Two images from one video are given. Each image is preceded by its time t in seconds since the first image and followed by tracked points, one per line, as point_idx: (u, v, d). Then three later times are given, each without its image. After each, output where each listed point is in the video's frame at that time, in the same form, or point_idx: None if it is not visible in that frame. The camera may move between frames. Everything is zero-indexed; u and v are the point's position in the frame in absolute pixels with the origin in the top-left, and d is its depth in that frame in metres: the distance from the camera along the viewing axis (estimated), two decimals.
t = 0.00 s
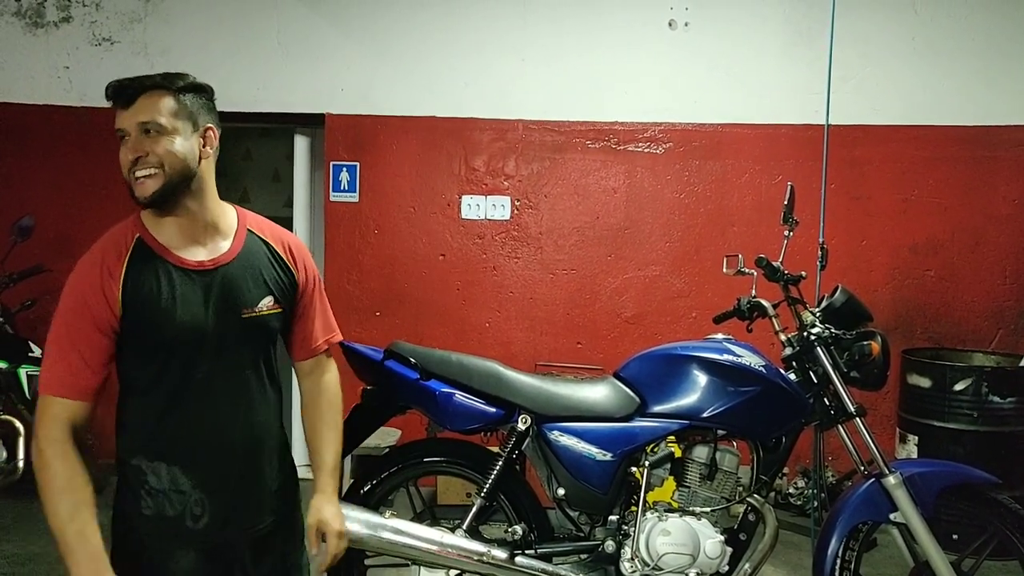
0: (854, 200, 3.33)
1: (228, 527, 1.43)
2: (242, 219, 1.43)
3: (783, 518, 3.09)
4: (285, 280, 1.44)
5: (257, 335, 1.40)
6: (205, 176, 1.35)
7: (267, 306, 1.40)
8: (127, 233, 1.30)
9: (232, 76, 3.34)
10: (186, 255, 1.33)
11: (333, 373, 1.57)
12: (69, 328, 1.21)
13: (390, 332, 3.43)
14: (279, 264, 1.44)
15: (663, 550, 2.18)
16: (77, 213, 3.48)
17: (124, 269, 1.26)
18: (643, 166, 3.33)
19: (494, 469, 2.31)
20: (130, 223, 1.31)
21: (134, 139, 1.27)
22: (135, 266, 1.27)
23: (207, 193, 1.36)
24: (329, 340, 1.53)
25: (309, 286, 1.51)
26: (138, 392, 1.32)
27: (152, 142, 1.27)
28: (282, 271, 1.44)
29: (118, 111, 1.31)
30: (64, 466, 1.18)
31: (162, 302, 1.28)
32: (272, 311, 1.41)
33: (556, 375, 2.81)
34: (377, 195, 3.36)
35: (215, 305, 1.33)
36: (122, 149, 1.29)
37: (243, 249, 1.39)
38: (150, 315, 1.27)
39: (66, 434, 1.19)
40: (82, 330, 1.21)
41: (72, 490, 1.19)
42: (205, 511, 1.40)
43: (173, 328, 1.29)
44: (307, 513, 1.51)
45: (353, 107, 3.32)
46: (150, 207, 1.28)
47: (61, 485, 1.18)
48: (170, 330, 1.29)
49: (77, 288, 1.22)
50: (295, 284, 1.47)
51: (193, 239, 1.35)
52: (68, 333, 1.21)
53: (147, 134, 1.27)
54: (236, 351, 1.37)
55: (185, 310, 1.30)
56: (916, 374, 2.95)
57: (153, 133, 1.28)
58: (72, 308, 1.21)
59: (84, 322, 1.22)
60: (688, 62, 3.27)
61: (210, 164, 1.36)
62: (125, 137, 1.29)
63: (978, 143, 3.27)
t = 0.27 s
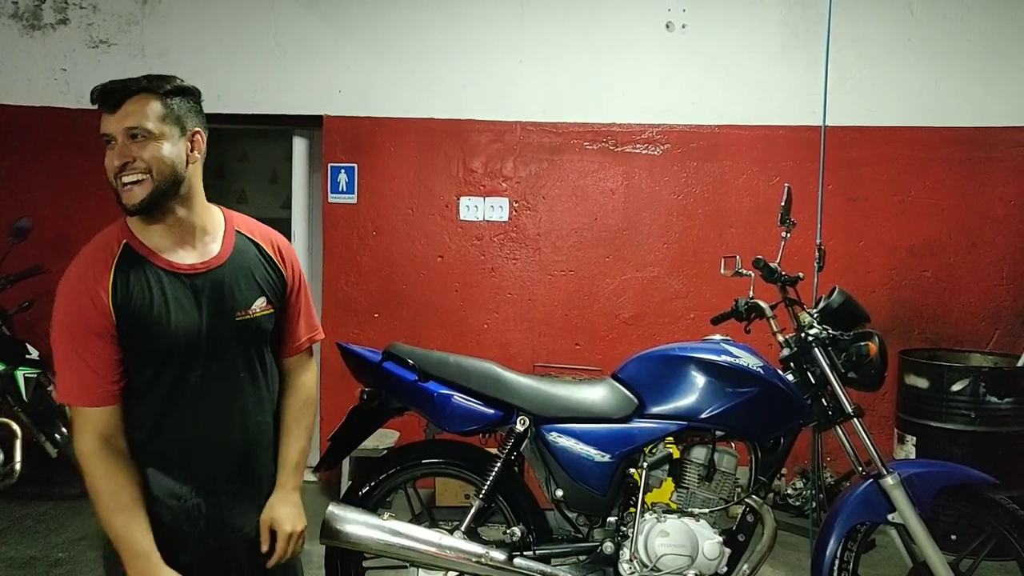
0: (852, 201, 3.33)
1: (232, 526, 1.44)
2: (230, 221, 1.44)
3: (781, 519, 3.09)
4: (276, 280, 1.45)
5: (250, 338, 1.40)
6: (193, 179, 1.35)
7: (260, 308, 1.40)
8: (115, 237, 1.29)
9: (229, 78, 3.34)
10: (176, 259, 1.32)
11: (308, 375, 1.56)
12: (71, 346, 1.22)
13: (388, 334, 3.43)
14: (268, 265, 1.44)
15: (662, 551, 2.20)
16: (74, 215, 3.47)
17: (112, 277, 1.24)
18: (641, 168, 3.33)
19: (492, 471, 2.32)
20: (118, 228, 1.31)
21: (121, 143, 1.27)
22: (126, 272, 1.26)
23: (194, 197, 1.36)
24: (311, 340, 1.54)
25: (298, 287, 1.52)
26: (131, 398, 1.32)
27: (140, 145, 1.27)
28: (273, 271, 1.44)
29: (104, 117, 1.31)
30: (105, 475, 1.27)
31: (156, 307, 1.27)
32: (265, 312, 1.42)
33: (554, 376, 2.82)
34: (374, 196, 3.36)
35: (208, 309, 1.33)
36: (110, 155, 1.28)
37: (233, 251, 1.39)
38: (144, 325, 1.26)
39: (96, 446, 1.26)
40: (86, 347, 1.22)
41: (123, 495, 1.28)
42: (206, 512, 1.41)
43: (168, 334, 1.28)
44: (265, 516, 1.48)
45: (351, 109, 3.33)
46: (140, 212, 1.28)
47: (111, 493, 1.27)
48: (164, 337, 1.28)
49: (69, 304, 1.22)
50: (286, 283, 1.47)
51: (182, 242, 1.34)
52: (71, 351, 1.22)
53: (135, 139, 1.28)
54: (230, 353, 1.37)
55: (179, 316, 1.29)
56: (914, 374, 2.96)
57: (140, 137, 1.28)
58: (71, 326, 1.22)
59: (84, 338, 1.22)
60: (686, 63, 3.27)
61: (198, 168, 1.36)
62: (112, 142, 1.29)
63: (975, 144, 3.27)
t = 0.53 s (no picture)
0: (851, 204, 3.33)
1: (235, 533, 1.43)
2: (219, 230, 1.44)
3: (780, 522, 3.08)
4: (263, 287, 1.47)
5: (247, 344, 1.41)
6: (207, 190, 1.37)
7: (257, 313, 1.43)
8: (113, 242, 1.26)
9: (229, 81, 3.34)
10: (183, 267, 1.32)
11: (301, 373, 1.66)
12: (64, 356, 1.17)
13: (387, 336, 3.43)
14: (259, 271, 1.47)
15: (660, 554, 2.27)
16: (73, 217, 3.47)
17: (119, 288, 1.22)
18: (640, 170, 3.33)
19: (492, 473, 2.38)
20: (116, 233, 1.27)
21: (158, 150, 1.26)
22: (126, 278, 1.24)
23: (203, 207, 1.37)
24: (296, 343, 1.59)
25: (280, 295, 1.56)
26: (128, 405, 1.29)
27: (179, 156, 1.28)
28: (261, 278, 1.47)
29: (129, 116, 1.27)
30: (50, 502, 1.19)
31: (159, 315, 1.26)
32: (261, 318, 1.44)
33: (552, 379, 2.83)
34: (373, 199, 3.36)
35: (211, 316, 1.33)
36: (138, 159, 1.26)
37: (228, 259, 1.41)
38: (149, 333, 1.25)
39: (58, 469, 1.19)
40: (81, 358, 1.18)
41: (55, 528, 1.19)
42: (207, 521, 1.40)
43: (174, 342, 1.27)
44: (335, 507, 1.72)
45: (350, 111, 3.33)
46: (168, 222, 1.27)
47: (46, 523, 1.18)
48: (168, 345, 1.27)
49: (69, 311, 1.17)
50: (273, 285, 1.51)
51: (187, 251, 1.34)
52: (65, 361, 1.17)
53: (169, 146, 1.27)
54: (233, 358, 1.38)
55: (182, 324, 1.29)
56: (913, 377, 2.96)
57: (177, 147, 1.28)
58: (67, 335, 1.17)
59: (82, 349, 1.18)
60: (684, 65, 3.27)
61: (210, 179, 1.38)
62: (143, 146, 1.26)
63: (973, 147, 3.28)
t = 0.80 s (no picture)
0: (847, 206, 3.34)
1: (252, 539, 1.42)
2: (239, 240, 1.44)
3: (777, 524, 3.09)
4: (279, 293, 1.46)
5: (269, 350, 1.39)
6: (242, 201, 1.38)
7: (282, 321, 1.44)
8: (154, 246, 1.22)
9: (226, 83, 3.34)
10: (223, 275, 1.30)
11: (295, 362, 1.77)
12: (101, 357, 1.12)
13: (385, 339, 3.42)
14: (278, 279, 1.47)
15: (659, 556, 2.26)
16: (70, 220, 3.46)
17: (162, 295, 1.19)
18: (637, 172, 3.33)
19: (490, 475, 2.39)
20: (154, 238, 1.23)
21: (215, 157, 1.27)
22: (168, 283, 1.20)
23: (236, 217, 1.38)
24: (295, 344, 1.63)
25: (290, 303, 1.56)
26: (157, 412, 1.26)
27: (234, 164, 1.29)
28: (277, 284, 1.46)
29: (182, 120, 1.26)
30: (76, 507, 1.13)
31: (197, 322, 1.23)
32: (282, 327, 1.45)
33: (551, 381, 2.83)
34: (371, 201, 3.36)
35: (246, 324, 1.32)
36: (196, 165, 1.26)
37: (255, 270, 1.40)
38: (183, 341, 1.22)
39: (88, 475, 1.13)
40: (118, 362, 1.13)
41: (78, 534, 1.13)
42: (228, 528, 1.38)
43: (211, 349, 1.25)
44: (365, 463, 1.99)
45: (347, 114, 3.32)
46: (223, 231, 1.28)
47: (70, 528, 1.13)
48: (200, 353, 1.24)
49: (109, 312, 1.13)
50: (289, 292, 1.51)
51: (221, 258, 1.32)
52: (100, 361, 1.12)
53: (225, 154, 1.29)
54: (261, 365, 1.37)
55: (215, 332, 1.26)
56: (910, 379, 2.96)
57: (232, 155, 1.30)
58: (105, 336, 1.12)
59: (120, 351, 1.13)
60: (682, 68, 3.28)
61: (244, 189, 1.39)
62: (200, 152, 1.26)
63: (968, 149, 3.29)
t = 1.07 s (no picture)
0: (845, 207, 3.35)
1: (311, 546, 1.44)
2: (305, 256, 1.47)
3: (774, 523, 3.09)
4: (332, 305, 1.50)
5: (328, 359, 1.42)
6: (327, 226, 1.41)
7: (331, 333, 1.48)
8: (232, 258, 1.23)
9: (224, 82, 3.33)
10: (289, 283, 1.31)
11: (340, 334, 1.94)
12: (189, 369, 1.12)
13: (382, 338, 3.42)
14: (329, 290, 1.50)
15: (656, 556, 2.26)
16: (67, 218, 3.45)
17: (239, 295, 1.20)
18: (635, 172, 3.33)
19: (487, 475, 2.40)
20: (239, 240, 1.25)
21: (336, 180, 1.31)
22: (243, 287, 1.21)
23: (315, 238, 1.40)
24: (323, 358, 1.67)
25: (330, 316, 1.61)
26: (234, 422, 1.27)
27: (349, 192, 1.34)
28: (330, 295, 1.49)
29: (318, 136, 1.31)
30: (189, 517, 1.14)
31: (272, 330, 1.25)
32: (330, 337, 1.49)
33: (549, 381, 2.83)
34: (368, 201, 3.36)
35: (310, 332, 1.34)
36: (319, 187, 1.28)
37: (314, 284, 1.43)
38: (261, 352, 1.23)
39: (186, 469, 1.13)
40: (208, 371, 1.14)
41: (200, 520, 1.16)
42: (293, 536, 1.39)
43: (286, 358, 1.27)
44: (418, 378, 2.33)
45: (345, 113, 3.32)
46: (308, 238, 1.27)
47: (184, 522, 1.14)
48: (276, 366, 1.26)
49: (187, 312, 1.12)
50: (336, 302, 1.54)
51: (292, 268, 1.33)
52: (191, 373, 1.12)
53: (344, 181, 1.33)
54: (322, 374, 1.40)
55: (290, 344, 1.27)
56: (907, 379, 2.97)
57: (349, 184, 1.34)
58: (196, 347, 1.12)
59: (209, 361, 1.14)
60: (680, 69, 3.28)
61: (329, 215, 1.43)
62: (327, 170, 1.30)
63: (965, 150, 3.30)
